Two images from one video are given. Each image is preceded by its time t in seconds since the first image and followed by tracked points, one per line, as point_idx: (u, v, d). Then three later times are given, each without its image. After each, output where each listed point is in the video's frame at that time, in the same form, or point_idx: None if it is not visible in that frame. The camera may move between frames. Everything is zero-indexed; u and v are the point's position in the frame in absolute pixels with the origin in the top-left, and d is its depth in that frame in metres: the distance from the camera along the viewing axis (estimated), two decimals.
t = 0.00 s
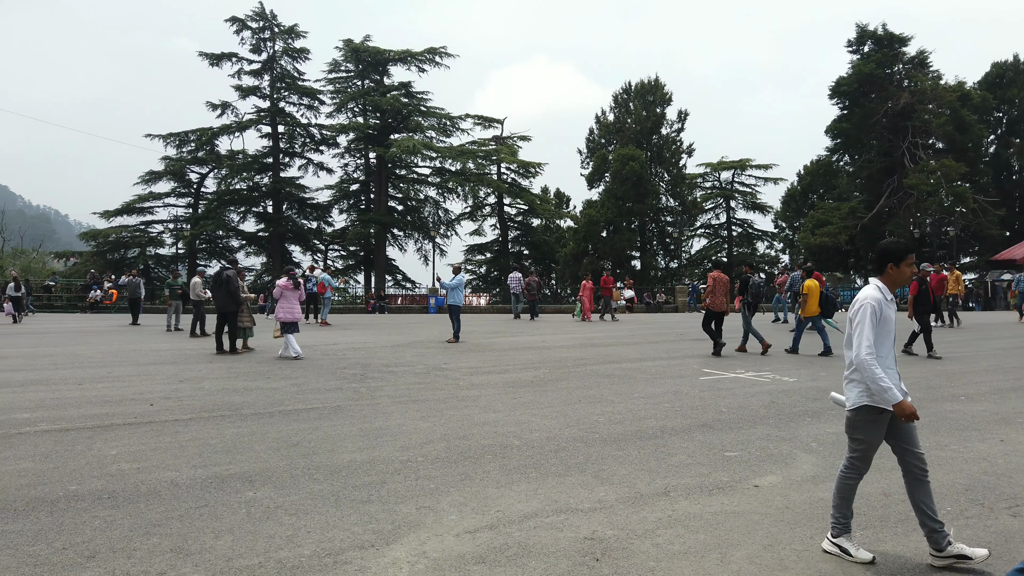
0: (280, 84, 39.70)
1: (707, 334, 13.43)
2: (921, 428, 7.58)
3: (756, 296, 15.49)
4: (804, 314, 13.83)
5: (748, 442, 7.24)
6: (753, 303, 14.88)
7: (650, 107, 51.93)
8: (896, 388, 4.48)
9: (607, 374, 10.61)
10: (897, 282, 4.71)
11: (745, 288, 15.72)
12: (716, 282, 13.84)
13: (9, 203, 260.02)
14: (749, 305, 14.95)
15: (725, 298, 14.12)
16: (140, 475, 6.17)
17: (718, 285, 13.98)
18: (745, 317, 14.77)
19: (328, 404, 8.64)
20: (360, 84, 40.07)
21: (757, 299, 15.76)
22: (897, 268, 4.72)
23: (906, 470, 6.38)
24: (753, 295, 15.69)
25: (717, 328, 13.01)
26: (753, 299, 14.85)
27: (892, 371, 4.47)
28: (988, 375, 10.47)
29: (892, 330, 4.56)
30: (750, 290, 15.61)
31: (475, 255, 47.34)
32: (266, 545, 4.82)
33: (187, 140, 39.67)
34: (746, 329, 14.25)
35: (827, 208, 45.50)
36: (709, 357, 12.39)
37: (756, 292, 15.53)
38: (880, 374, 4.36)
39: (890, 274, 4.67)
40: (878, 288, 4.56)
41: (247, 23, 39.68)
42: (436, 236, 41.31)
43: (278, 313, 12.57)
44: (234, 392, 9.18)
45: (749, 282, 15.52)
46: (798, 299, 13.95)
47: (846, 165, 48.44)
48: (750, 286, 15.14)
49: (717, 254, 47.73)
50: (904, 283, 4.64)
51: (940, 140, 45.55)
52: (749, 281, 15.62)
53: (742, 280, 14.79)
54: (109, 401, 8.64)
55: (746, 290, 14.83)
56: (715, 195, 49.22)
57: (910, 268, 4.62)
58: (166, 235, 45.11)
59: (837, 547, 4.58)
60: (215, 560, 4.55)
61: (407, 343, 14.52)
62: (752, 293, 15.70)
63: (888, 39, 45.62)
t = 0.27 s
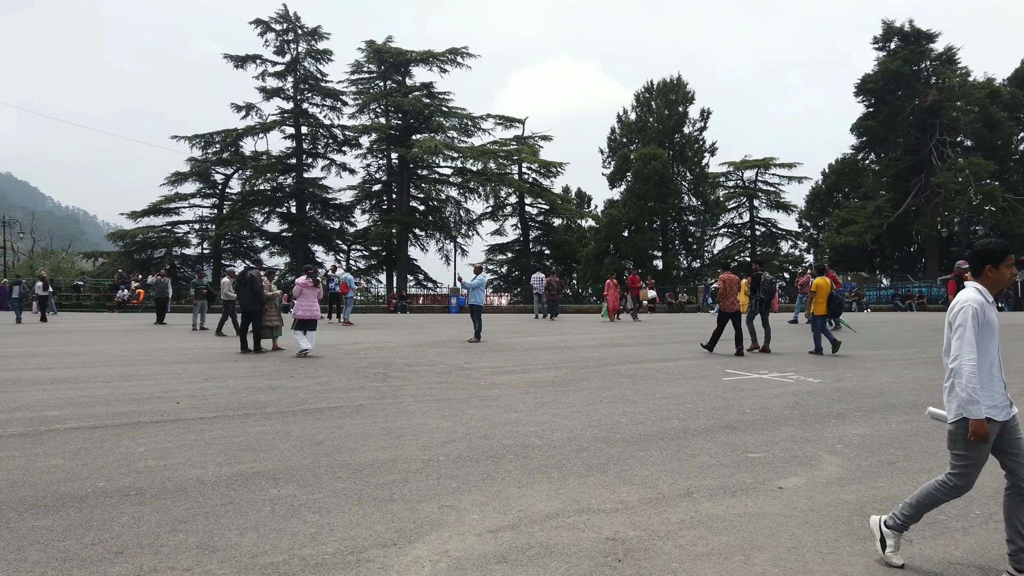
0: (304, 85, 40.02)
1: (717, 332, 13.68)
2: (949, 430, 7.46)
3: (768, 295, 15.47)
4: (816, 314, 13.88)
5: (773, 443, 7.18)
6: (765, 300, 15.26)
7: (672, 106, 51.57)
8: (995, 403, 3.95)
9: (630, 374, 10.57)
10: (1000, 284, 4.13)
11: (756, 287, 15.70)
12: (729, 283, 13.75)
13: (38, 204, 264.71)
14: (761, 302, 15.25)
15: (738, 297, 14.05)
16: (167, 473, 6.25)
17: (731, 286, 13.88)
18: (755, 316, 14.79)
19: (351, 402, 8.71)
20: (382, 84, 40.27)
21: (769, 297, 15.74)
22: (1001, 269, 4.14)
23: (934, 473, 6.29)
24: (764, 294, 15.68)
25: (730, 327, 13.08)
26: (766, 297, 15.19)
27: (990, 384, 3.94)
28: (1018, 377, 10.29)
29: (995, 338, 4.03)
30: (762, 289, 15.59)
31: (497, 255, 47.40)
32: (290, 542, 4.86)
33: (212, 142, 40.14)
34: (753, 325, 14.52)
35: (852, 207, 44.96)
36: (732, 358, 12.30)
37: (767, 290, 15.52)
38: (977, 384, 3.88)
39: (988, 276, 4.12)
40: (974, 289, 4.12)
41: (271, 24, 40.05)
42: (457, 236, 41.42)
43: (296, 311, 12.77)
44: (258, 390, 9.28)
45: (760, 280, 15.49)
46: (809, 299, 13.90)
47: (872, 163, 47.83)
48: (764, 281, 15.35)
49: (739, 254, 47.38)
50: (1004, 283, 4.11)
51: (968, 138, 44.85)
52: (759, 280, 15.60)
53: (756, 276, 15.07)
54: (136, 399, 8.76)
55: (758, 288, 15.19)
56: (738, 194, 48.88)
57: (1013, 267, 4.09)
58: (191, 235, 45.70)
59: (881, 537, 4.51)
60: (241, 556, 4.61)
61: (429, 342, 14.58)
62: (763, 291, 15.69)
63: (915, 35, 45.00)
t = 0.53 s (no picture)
0: (330, 87, 40.38)
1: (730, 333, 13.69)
2: (982, 433, 7.33)
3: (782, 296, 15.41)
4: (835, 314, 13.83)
5: (801, 444, 7.11)
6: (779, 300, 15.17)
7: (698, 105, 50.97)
8: None
9: (656, 375, 10.54)
10: None
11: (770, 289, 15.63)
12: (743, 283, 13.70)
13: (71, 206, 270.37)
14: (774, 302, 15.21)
15: (752, 298, 14.00)
16: (198, 470, 6.34)
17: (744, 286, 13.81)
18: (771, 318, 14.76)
19: (378, 402, 8.78)
20: (407, 85, 40.49)
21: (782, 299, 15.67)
22: None
23: (966, 476, 6.18)
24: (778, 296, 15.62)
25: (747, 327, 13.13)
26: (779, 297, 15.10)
27: None
28: None
29: None
30: (775, 290, 15.54)
31: (521, 255, 47.44)
32: (318, 539, 4.92)
33: (240, 143, 40.65)
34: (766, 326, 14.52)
35: (882, 207, 44.31)
36: (760, 359, 12.20)
37: (780, 292, 15.47)
38: None
39: None
40: None
41: (299, 27, 40.45)
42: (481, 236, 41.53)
43: (318, 311, 13.04)
44: (286, 389, 9.39)
45: (773, 282, 15.43)
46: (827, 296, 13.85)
47: (902, 161, 47.09)
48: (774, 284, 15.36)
49: (767, 254, 46.93)
50: None
51: (1002, 135, 43.98)
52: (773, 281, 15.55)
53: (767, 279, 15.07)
54: (168, 397, 8.91)
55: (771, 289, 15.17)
56: (765, 193, 48.44)
57: None
58: (221, 235, 46.32)
59: None
60: (268, 554, 4.66)
61: (454, 343, 14.65)
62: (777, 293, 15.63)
63: (946, 31, 44.24)
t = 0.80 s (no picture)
0: (357, 89, 40.70)
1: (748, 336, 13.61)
2: (1019, 437, 7.17)
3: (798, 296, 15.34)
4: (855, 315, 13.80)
5: (831, 447, 7.01)
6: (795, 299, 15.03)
7: (725, 104, 50.51)
8: None
9: (682, 376, 10.46)
10: None
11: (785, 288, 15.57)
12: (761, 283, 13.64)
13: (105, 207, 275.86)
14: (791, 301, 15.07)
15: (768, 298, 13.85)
16: (228, 468, 6.43)
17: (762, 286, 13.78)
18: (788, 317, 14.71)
19: (404, 401, 8.83)
20: (434, 86, 40.66)
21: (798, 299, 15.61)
22: None
23: (1002, 480, 6.05)
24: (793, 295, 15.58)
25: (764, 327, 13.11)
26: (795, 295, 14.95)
27: None
28: None
29: None
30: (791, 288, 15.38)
31: (546, 255, 47.40)
32: (345, 537, 4.96)
33: (269, 145, 41.13)
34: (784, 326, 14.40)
35: (914, 206, 43.53)
36: (789, 360, 12.06)
37: (796, 291, 15.36)
38: None
39: None
40: None
41: (326, 30, 40.85)
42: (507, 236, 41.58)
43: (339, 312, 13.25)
44: (314, 388, 9.48)
45: (789, 281, 15.31)
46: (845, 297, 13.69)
47: (935, 160, 46.22)
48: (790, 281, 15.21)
49: (795, 254, 46.37)
50: None
51: None
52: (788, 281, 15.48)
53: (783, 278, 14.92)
54: (199, 396, 9.06)
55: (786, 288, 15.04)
56: (794, 192, 47.86)
57: None
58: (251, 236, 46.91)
59: None
60: (297, 551, 4.71)
61: (480, 343, 14.69)
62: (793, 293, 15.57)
63: (981, 26, 43.35)
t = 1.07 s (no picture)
0: (388, 90, 41.00)
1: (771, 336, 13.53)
2: None
3: (818, 297, 15.26)
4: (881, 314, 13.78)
5: (867, 450, 6.89)
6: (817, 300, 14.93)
7: (758, 101, 49.90)
8: None
9: (715, 377, 10.36)
10: None
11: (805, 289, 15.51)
12: (784, 283, 13.61)
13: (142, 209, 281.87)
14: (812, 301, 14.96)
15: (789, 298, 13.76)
16: (262, 465, 6.54)
17: (784, 285, 13.73)
18: (809, 316, 14.67)
19: (434, 401, 8.88)
20: (464, 87, 40.80)
21: (819, 298, 15.52)
22: None
23: None
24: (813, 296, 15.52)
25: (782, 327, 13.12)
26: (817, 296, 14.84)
27: None
28: None
29: None
30: (813, 288, 15.27)
31: (576, 255, 47.33)
32: (377, 535, 5.01)
33: (302, 147, 41.67)
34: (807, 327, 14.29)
35: (953, 204, 42.56)
36: (824, 362, 11.87)
37: (817, 291, 15.25)
38: None
39: None
40: None
41: (358, 32, 41.24)
42: (537, 236, 41.60)
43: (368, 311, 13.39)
44: (346, 387, 9.59)
45: (811, 282, 15.20)
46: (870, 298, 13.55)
47: (975, 157, 45.14)
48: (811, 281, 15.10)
49: (830, 253, 45.63)
50: None
51: None
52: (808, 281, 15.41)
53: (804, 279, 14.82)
54: (234, 394, 9.22)
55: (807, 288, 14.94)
56: (828, 191, 47.10)
57: None
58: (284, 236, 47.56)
59: None
60: (330, 548, 4.77)
61: (511, 343, 14.71)
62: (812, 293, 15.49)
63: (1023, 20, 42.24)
